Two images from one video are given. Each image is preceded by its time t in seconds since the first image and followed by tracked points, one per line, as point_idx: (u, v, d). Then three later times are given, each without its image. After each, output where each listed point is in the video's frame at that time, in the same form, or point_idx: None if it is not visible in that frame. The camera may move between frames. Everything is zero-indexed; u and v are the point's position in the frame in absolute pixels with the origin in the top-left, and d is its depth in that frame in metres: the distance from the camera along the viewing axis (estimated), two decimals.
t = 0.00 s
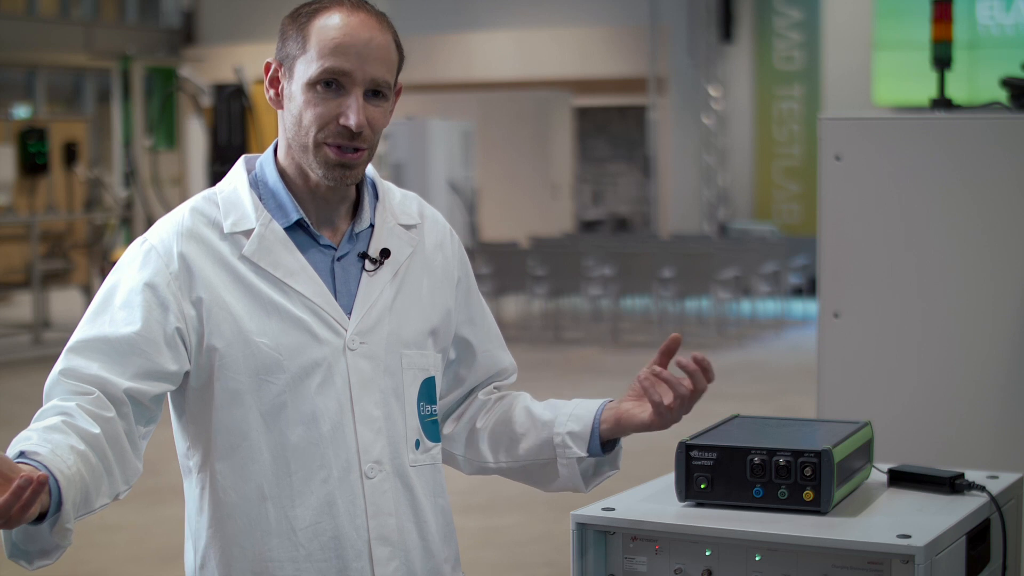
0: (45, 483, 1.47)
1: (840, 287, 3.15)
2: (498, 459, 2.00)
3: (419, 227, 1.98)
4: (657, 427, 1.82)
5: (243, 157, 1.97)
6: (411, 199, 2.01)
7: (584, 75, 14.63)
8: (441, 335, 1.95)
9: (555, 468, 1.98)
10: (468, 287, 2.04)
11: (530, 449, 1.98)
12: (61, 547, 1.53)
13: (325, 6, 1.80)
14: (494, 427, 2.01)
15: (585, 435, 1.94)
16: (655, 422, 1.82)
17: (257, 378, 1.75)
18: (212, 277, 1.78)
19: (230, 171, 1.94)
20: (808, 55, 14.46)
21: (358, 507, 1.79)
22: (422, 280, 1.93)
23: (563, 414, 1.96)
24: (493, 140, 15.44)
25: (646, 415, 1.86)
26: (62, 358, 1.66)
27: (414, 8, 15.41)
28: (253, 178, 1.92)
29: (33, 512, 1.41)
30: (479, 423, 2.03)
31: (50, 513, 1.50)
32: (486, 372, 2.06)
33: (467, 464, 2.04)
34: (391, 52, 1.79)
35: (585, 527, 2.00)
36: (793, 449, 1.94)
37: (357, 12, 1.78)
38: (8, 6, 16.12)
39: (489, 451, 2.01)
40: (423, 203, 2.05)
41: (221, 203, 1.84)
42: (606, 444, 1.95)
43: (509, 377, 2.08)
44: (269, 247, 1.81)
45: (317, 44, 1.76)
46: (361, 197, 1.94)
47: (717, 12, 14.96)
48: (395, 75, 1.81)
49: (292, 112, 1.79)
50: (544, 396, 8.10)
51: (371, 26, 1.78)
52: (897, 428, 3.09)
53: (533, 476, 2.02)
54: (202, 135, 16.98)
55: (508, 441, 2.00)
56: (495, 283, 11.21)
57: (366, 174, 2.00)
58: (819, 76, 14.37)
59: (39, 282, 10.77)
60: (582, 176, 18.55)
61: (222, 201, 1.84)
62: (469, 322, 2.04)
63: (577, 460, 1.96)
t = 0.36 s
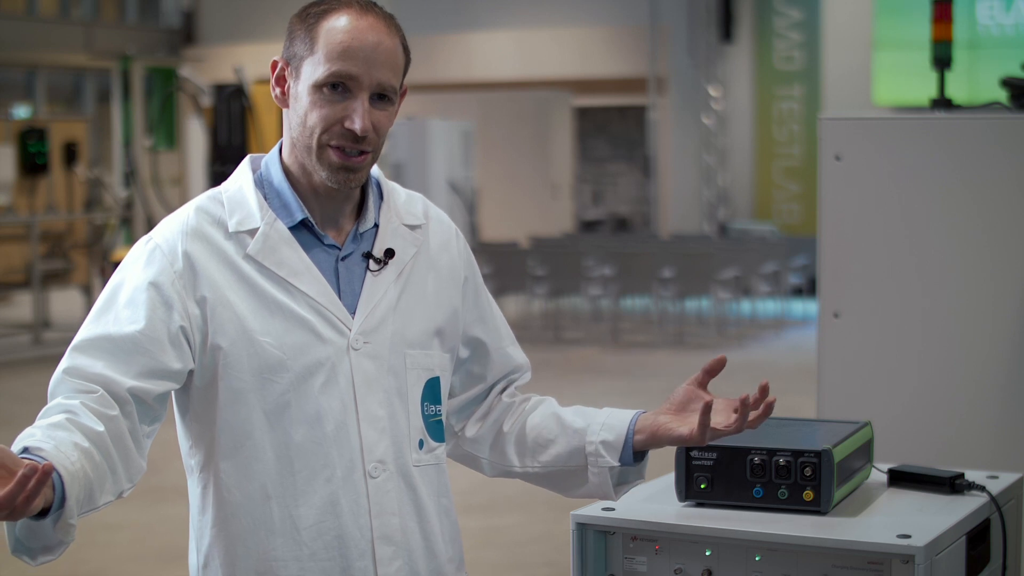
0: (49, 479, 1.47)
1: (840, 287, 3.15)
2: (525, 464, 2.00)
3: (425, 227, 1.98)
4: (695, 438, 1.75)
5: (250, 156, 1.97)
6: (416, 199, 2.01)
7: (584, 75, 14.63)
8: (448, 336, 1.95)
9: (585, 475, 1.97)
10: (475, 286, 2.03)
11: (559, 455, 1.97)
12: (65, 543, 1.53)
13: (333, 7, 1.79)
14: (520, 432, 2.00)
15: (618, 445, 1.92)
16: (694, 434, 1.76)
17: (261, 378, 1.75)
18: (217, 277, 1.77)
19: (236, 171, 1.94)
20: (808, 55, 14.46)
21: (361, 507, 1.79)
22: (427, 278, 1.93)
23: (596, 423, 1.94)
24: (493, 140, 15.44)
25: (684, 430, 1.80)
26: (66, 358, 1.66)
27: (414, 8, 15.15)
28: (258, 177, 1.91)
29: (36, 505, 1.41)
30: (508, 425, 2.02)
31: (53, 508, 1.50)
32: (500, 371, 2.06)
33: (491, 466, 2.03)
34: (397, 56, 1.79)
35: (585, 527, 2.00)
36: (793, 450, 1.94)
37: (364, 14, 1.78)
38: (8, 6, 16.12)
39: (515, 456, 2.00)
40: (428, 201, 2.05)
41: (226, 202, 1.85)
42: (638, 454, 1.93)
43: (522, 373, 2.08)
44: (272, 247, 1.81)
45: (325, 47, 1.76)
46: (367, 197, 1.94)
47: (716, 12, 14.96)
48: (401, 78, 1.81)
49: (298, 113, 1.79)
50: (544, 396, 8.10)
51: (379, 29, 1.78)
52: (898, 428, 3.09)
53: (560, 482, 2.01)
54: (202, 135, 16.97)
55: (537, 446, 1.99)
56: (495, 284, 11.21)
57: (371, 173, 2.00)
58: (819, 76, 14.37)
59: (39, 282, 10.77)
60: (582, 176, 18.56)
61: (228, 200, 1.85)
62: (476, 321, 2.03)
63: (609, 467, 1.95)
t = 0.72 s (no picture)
0: (50, 475, 1.47)
1: (840, 287, 3.15)
2: (531, 465, 1.99)
3: (428, 227, 1.98)
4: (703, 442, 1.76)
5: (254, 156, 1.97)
6: (420, 199, 2.01)
7: (584, 75, 14.63)
8: (451, 336, 1.95)
9: (591, 475, 1.96)
10: (479, 286, 2.03)
11: (565, 456, 1.97)
12: (65, 541, 1.53)
13: (336, 7, 1.80)
14: (527, 433, 2.00)
15: (625, 447, 1.92)
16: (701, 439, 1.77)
17: (263, 378, 1.75)
18: (219, 277, 1.78)
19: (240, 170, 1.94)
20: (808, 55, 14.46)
21: (363, 507, 1.79)
22: (430, 278, 1.93)
23: (603, 424, 1.94)
24: (493, 140, 15.46)
25: (692, 433, 1.81)
26: (68, 358, 1.66)
27: (415, 7, 15.39)
28: (262, 177, 1.91)
29: (37, 503, 1.41)
30: (514, 426, 2.01)
31: (54, 507, 1.50)
32: (505, 371, 2.05)
33: (497, 467, 2.03)
34: (401, 56, 1.79)
35: (585, 527, 2.01)
36: (793, 450, 1.94)
37: (367, 14, 1.79)
38: (8, 6, 16.11)
39: (521, 457, 2.00)
40: (431, 201, 2.05)
41: (229, 202, 1.85)
42: (645, 456, 1.92)
43: (528, 373, 2.07)
44: (275, 247, 1.81)
45: (328, 46, 1.76)
46: (370, 197, 1.94)
47: (717, 12, 14.96)
48: (404, 79, 1.81)
49: (300, 113, 1.79)
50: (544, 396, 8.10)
51: (381, 29, 1.78)
52: (898, 428, 3.10)
53: (566, 483, 2.01)
54: (202, 135, 16.97)
55: (544, 447, 1.98)
56: (495, 284, 11.20)
57: (374, 173, 2.00)
58: (819, 76, 14.37)
59: (39, 282, 10.77)
60: (582, 176, 18.57)
61: (231, 200, 1.85)
62: (479, 321, 2.03)
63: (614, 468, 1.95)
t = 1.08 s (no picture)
0: (51, 474, 1.47)
1: (840, 287, 3.15)
2: (534, 464, 2.00)
3: (428, 227, 1.98)
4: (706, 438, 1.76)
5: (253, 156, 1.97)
6: (419, 198, 2.01)
7: (584, 75, 14.63)
8: (451, 336, 1.95)
9: (595, 473, 1.97)
10: (480, 285, 2.03)
11: (568, 454, 1.97)
12: (65, 540, 1.53)
13: (331, 6, 1.80)
14: (530, 431, 2.00)
15: (627, 444, 1.92)
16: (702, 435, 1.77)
17: (263, 378, 1.75)
18: (219, 277, 1.77)
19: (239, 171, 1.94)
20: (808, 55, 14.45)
21: (363, 507, 1.79)
22: (431, 277, 1.93)
23: (605, 422, 1.94)
24: (493, 140, 15.47)
25: (696, 430, 1.80)
26: (67, 358, 1.66)
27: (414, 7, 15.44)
28: (261, 177, 1.91)
29: (37, 502, 1.41)
30: (516, 425, 2.02)
31: (53, 507, 1.50)
32: (506, 369, 2.05)
33: (501, 466, 2.03)
34: (397, 54, 1.79)
35: (585, 527, 2.00)
36: (793, 450, 1.94)
37: (363, 13, 1.78)
38: (8, 6, 16.09)
39: (524, 456, 2.01)
40: (431, 200, 2.05)
41: (229, 202, 1.85)
42: (646, 452, 1.93)
43: (529, 372, 2.07)
44: (275, 247, 1.81)
45: (324, 45, 1.76)
46: (369, 197, 1.94)
47: (716, 12, 14.96)
48: (401, 76, 1.81)
49: (298, 113, 1.79)
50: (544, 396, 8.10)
51: (377, 26, 1.78)
52: (898, 428, 3.10)
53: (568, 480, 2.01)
54: (202, 135, 16.97)
55: (547, 445, 1.99)
56: (495, 284, 11.19)
57: (373, 173, 2.00)
58: (819, 76, 14.37)
59: (39, 282, 10.77)
60: (582, 176, 18.56)
61: (230, 200, 1.85)
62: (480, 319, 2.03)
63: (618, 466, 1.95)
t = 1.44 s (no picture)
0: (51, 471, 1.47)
1: (840, 286, 3.14)
2: (547, 457, 2.00)
3: (428, 224, 1.98)
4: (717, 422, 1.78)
5: (253, 155, 1.97)
6: (419, 195, 2.01)
7: (584, 75, 14.63)
8: (452, 333, 1.95)
9: (605, 465, 1.97)
10: (481, 282, 2.03)
11: (579, 446, 1.98)
12: (63, 535, 1.53)
13: (322, 5, 1.80)
14: (542, 425, 2.00)
15: (637, 434, 1.93)
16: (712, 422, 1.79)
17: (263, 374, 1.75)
18: (219, 274, 1.78)
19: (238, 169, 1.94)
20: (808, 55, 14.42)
21: (363, 503, 1.79)
22: (431, 272, 1.93)
23: (615, 413, 1.95)
24: (493, 140, 15.47)
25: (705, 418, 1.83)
26: (66, 355, 1.66)
27: (414, 8, 15.35)
28: (261, 175, 1.91)
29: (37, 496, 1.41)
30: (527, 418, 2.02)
31: (52, 502, 1.50)
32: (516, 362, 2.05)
33: (512, 461, 2.03)
34: (390, 50, 1.79)
35: (585, 527, 2.00)
36: (793, 450, 1.94)
37: (355, 10, 1.79)
38: (8, 6, 16.07)
39: (535, 449, 2.01)
40: (432, 198, 2.04)
41: (229, 200, 1.85)
42: (657, 442, 1.93)
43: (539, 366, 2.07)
44: (274, 243, 1.81)
45: (315, 42, 1.76)
46: (368, 193, 1.94)
47: (717, 12, 14.94)
48: (394, 71, 1.81)
49: (292, 111, 1.79)
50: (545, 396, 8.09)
51: (367, 22, 1.78)
52: (898, 428, 3.10)
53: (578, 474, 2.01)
54: (202, 135, 16.97)
55: (559, 436, 1.99)
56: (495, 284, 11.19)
57: (372, 170, 2.00)
58: (819, 76, 14.35)
59: (39, 282, 10.77)
60: (582, 176, 18.56)
61: (230, 197, 1.85)
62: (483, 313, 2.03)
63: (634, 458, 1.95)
